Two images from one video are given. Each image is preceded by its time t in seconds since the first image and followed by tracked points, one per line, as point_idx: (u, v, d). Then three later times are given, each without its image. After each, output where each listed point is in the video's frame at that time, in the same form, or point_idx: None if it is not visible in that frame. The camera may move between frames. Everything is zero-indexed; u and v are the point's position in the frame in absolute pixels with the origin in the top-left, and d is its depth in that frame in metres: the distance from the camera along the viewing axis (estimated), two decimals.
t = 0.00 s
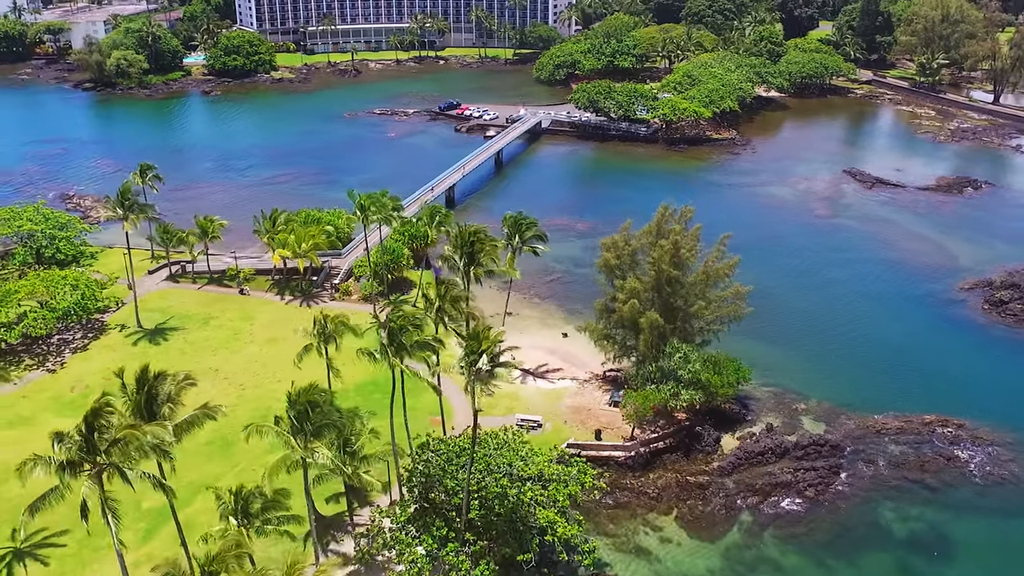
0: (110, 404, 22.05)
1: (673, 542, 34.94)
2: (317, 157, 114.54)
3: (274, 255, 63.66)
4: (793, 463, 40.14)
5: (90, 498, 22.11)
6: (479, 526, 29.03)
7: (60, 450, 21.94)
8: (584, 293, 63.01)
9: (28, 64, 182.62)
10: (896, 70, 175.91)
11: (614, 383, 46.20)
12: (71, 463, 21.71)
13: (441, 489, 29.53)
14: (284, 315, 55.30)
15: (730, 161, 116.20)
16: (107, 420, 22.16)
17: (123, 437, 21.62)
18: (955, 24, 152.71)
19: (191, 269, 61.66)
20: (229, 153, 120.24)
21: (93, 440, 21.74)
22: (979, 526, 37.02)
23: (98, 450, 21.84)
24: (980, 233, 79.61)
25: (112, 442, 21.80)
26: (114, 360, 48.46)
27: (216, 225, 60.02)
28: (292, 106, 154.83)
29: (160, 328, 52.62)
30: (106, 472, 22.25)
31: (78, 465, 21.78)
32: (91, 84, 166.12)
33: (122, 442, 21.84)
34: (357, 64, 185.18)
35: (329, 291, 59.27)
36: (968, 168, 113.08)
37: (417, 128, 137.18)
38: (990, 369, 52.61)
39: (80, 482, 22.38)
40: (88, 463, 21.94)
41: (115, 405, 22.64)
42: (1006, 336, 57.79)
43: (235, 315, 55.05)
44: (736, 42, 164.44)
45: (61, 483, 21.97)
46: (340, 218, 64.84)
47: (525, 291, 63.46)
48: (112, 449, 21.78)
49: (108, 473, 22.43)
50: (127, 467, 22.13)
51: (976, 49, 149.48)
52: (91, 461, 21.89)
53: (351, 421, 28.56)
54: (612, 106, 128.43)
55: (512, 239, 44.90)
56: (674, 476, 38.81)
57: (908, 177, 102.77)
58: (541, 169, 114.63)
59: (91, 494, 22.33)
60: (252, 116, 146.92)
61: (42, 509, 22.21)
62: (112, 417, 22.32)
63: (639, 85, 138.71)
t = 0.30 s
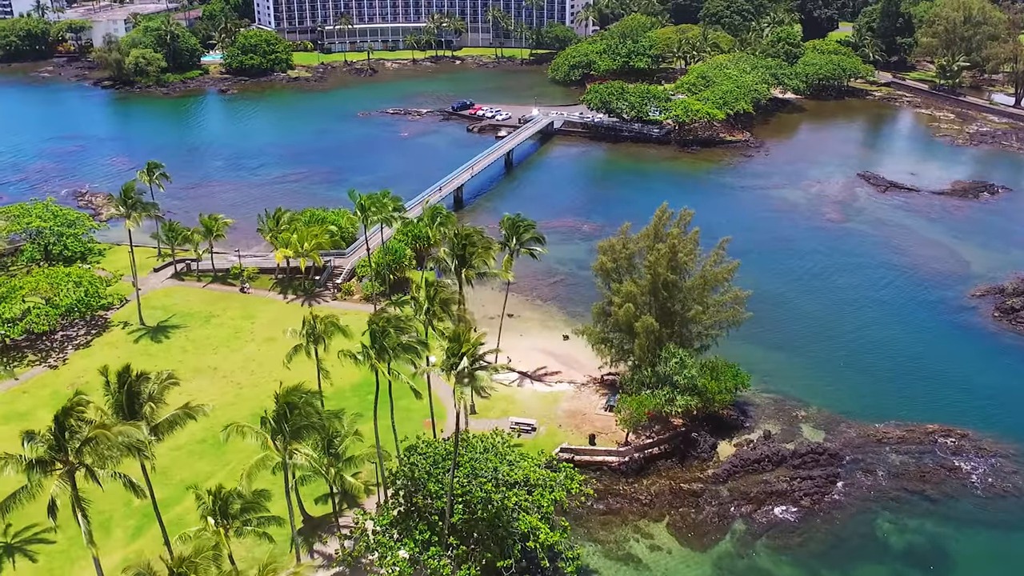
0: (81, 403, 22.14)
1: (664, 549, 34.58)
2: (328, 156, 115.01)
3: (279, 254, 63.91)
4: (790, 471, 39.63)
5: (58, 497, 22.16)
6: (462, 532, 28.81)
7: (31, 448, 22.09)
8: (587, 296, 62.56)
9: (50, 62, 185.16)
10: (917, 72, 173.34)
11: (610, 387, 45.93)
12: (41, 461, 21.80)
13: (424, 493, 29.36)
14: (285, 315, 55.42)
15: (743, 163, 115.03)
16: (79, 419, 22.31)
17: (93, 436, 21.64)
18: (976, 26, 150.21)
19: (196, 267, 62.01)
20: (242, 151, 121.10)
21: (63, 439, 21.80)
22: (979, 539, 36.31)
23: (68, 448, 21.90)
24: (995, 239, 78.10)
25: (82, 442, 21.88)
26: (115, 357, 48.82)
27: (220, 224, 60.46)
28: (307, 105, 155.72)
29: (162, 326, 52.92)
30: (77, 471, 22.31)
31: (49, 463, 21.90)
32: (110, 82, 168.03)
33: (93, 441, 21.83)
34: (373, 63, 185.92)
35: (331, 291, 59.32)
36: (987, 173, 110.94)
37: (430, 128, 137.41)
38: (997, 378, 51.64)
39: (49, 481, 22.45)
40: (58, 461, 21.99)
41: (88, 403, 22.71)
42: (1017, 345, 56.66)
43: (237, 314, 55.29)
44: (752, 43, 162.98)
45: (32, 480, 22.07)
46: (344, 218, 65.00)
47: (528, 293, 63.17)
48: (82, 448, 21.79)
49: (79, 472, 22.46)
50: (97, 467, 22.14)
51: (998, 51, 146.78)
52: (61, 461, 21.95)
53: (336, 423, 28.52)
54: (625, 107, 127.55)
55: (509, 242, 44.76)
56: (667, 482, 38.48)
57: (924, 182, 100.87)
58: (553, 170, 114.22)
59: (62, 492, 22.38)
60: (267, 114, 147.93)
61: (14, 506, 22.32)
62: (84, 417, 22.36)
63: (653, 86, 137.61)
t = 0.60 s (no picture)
0: (53, 403, 22.28)
1: (653, 557, 34.21)
2: (338, 155, 115.47)
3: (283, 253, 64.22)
4: (786, 480, 39.08)
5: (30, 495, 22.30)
6: (445, 535, 28.72)
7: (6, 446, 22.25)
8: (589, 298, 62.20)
9: (71, 60, 187.58)
10: (937, 74, 170.67)
11: (607, 391, 45.64)
12: (13, 459, 21.93)
13: (408, 495, 29.31)
14: (286, 314, 55.56)
15: (756, 164, 113.98)
16: (52, 418, 22.40)
17: (64, 435, 21.75)
18: (998, 28, 147.56)
19: (200, 265, 62.41)
20: (255, 150, 122.07)
21: (34, 436, 21.91)
22: (978, 553, 35.56)
23: (40, 446, 22.03)
24: (1009, 245, 76.66)
25: (55, 440, 22.03)
26: (116, 354, 49.24)
27: (224, 223, 60.99)
28: (321, 104, 156.44)
29: (164, 324, 53.29)
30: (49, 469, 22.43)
31: (21, 461, 22.05)
32: (128, 80, 169.91)
33: (65, 441, 21.92)
34: (389, 62, 186.35)
35: (333, 290, 59.41)
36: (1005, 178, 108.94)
37: (442, 128, 137.56)
38: (1004, 387, 50.68)
39: (22, 478, 22.59)
40: (30, 459, 22.10)
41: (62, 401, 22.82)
42: None
43: (239, 312, 55.53)
44: (769, 44, 161.45)
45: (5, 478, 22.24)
46: (348, 218, 65.16)
47: (531, 294, 62.99)
48: (53, 447, 21.89)
49: (51, 470, 22.58)
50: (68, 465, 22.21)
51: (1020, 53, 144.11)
52: (32, 459, 22.06)
53: (320, 425, 28.48)
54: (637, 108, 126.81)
55: (508, 243, 44.70)
56: (661, 488, 38.11)
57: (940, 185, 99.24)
58: (564, 171, 113.90)
59: (35, 490, 22.52)
60: (281, 113, 148.83)
61: None
62: (57, 416, 22.48)
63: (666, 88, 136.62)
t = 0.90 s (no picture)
0: (32, 399, 22.49)
1: (646, 565, 33.86)
2: (353, 154, 116.03)
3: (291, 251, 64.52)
4: (785, 489, 38.49)
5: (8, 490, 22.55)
6: (430, 539, 28.66)
7: None
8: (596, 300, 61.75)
9: (96, 58, 190.36)
10: (963, 77, 167.52)
11: (607, 395, 45.30)
12: None
13: (394, 497, 29.25)
14: (292, 313, 55.83)
15: (772, 167, 112.87)
16: (31, 414, 22.61)
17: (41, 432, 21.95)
18: None
19: (209, 263, 62.92)
20: (271, 148, 122.97)
21: (12, 432, 22.14)
22: (979, 569, 34.79)
23: (18, 442, 22.25)
24: None
25: (32, 437, 22.31)
26: (122, 350, 49.76)
27: (233, 221, 61.39)
28: (339, 103, 157.19)
29: (170, 321, 53.76)
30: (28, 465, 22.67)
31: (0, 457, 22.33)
32: (150, 78, 171.92)
33: (41, 438, 22.11)
34: (409, 62, 186.81)
35: (339, 289, 59.58)
36: None
37: (458, 128, 137.63)
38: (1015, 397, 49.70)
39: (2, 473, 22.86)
40: (9, 455, 22.35)
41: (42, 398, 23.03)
42: None
43: (245, 311, 55.85)
44: (789, 46, 159.58)
45: None
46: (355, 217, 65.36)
47: (537, 295, 62.72)
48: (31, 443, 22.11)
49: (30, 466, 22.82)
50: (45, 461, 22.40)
51: None
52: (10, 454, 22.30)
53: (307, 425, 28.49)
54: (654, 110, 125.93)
55: (508, 245, 44.50)
56: (656, 495, 37.72)
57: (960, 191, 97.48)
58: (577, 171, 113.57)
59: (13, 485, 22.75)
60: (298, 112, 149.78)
61: None
62: (36, 412, 22.68)
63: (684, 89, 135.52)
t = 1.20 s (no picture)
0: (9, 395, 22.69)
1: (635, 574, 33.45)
2: (369, 154, 116.62)
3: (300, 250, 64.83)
4: (783, 500, 37.81)
5: None
6: (412, 543, 28.53)
7: None
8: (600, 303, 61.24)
9: (124, 56, 193.46)
10: (994, 80, 163.66)
11: (605, 401, 44.98)
12: None
13: (377, 500, 29.19)
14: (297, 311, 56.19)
15: (791, 170, 111.41)
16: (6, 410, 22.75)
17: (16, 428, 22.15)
18: None
19: (219, 260, 63.44)
20: (290, 146, 123.93)
21: None
22: None
23: None
24: None
25: (7, 433, 22.48)
26: (128, 345, 50.30)
27: (243, 218, 61.77)
28: (360, 102, 157.91)
29: (178, 317, 54.28)
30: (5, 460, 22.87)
31: None
32: (176, 76, 174.24)
33: (17, 433, 22.29)
34: (431, 62, 187.24)
35: (346, 289, 59.74)
36: None
37: (476, 128, 137.59)
38: None
39: None
40: None
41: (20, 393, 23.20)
42: None
43: (251, 309, 56.24)
44: (813, 48, 157.28)
45: None
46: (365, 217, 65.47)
47: (544, 298, 62.34)
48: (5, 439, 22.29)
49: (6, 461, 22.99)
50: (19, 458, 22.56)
51: None
52: None
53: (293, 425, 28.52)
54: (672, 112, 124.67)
55: (509, 247, 44.21)
56: (651, 504, 37.32)
57: (984, 197, 95.30)
58: (594, 172, 112.95)
59: None
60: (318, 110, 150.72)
61: None
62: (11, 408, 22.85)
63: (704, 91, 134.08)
